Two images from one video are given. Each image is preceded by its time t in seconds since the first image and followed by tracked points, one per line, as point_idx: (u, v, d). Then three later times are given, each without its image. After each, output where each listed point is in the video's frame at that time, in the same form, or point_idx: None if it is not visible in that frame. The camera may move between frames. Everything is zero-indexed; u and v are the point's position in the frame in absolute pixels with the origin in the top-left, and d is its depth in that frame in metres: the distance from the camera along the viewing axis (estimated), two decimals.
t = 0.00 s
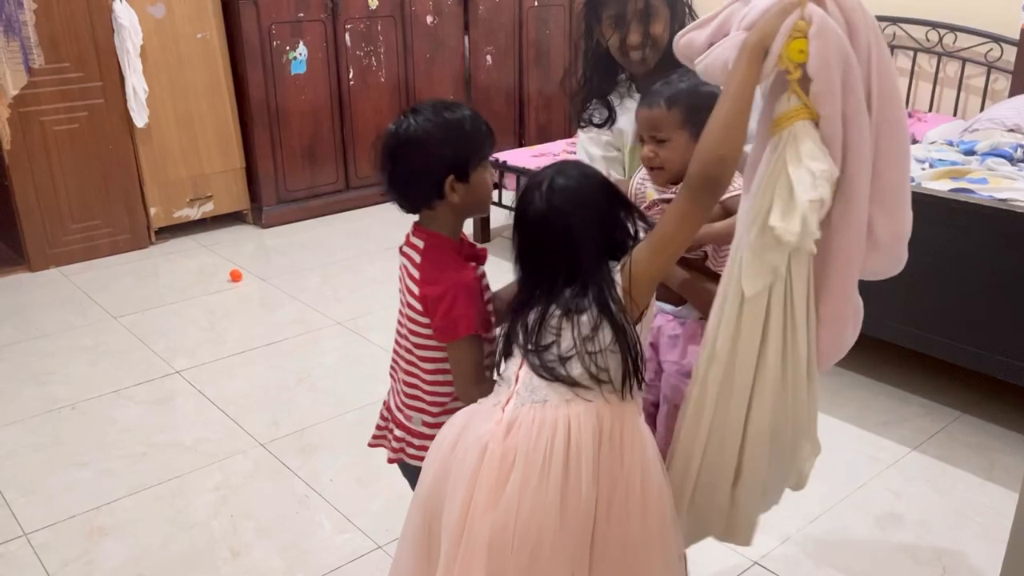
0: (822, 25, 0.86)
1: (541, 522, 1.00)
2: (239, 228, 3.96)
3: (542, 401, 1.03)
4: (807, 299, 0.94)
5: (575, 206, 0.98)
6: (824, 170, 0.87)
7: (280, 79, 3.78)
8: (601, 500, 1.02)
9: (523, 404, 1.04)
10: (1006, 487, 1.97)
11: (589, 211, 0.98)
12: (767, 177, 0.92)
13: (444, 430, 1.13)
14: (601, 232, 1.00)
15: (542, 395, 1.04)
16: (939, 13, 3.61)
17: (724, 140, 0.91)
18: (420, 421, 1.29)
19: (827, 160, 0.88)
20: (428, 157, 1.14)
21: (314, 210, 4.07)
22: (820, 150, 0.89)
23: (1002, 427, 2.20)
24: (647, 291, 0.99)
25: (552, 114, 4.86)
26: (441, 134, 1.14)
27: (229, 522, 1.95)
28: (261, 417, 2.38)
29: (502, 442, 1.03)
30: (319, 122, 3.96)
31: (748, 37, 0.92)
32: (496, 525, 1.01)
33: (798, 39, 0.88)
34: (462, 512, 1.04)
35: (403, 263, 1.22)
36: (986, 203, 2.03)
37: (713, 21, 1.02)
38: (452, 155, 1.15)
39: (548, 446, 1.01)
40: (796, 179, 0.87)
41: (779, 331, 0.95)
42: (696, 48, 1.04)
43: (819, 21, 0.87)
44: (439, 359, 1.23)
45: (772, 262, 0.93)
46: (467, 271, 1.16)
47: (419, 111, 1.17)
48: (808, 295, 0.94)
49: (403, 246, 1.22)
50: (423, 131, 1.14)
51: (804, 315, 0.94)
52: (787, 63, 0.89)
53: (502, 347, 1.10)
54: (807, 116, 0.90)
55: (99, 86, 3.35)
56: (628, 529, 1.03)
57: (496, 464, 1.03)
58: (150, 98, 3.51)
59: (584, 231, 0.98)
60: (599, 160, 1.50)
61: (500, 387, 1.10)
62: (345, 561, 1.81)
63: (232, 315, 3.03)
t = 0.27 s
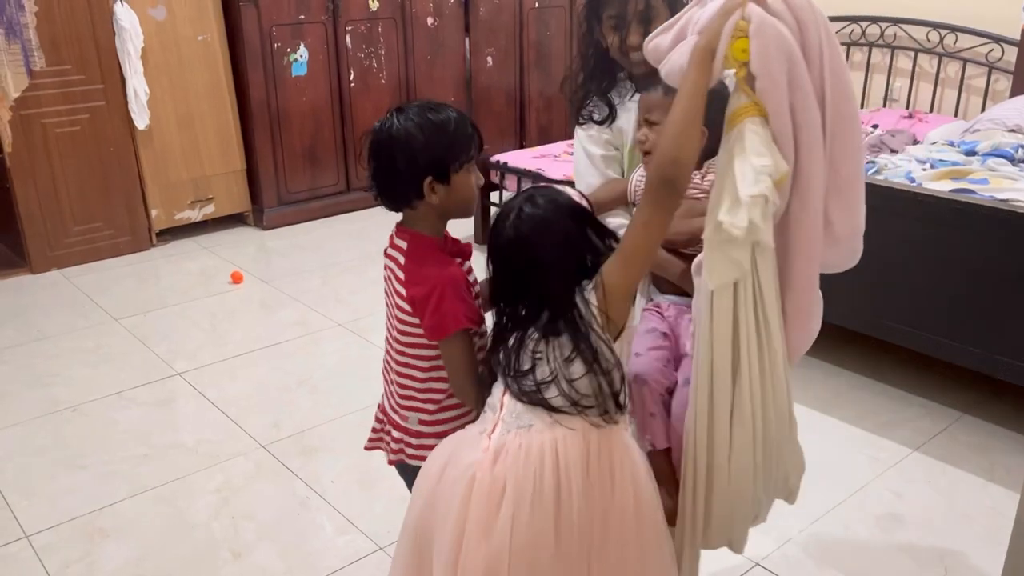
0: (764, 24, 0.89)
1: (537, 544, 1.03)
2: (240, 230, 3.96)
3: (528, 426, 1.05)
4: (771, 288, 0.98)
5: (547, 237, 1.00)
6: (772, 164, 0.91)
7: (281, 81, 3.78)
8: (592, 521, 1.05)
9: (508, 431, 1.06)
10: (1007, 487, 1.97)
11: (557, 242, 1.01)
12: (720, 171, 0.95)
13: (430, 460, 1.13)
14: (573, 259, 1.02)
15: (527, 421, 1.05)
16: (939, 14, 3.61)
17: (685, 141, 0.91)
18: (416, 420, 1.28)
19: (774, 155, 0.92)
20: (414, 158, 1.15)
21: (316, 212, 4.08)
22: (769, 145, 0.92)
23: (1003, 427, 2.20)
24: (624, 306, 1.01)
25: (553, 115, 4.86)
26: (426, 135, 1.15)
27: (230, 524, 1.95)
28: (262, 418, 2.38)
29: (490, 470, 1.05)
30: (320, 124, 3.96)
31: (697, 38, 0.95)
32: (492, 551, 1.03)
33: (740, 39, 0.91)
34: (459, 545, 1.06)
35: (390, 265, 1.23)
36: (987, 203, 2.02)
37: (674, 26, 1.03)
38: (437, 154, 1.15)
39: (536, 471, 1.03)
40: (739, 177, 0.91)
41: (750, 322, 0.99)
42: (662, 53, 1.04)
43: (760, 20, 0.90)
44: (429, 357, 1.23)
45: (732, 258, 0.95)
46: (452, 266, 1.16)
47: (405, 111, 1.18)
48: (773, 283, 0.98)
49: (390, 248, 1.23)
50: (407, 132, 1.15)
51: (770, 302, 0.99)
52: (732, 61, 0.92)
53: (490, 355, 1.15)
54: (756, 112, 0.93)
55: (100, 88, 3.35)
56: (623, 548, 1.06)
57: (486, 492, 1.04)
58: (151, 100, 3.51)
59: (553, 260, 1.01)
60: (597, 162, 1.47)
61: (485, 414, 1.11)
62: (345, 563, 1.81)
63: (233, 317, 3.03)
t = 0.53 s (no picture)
0: (763, 27, 0.90)
1: (509, 552, 1.06)
2: (239, 232, 3.96)
3: (501, 434, 1.09)
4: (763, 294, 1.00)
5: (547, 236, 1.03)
6: (763, 174, 0.92)
7: (281, 83, 3.78)
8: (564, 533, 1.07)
9: (482, 440, 1.10)
10: (1007, 487, 1.97)
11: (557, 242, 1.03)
12: (717, 173, 0.97)
13: (417, 462, 1.20)
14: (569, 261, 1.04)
15: (497, 431, 1.09)
16: (938, 14, 3.61)
17: (677, 146, 0.93)
18: (428, 428, 1.31)
19: (767, 165, 0.93)
20: (418, 159, 1.15)
21: (315, 214, 4.08)
22: (764, 154, 0.93)
23: (1002, 427, 2.20)
24: (597, 325, 1.03)
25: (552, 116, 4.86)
26: (433, 137, 1.15)
27: (230, 525, 1.95)
28: (262, 420, 2.38)
29: (460, 478, 1.09)
30: (320, 125, 3.96)
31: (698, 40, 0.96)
32: (464, 558, 1.07)
33: (740, 42, 0.92)
34: (433, 552, 1.10)
35: (392, 272, 1.24)
36: (987, 203, 2.02)
37: (672, 31, 1.05)
38: (442, 157, 1.16)
39: (505, 479, 1.06)
40: (729, 185, 0.93)
41: (741, 324, 1.01)
42: (661, 57, 1.06)
43: (763, 22, 0.91)
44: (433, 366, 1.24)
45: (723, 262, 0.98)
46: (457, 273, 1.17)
47: (408, 111, 1.18)
48: (765, 288, 1.00)
49: (392, 256, 1.23)
50: (411, 132, 1.15)
51: (763, 307, 1.00)
52: (732, 66, 0.93)
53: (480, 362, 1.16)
54: (754, 117, 0.94)
55: (100, 89, 3.35)
56: (596, 559, 1.08)
57: (457, 501, 1.08)
58: (151, 101, 3.51)
59: (548, 259, 1.03)
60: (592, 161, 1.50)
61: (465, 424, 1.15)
62: (345, 565, 1.81)
63: (232, 318, 3.03)
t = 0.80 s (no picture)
0: (778, 32, 0.90)
1: (502, 557, 1.07)
2: (237, 233, 3.95)
3: (504, 441, 1.10)
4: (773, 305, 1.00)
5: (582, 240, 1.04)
6: (775, 185, 0.93)
7: (278, 85, 3.78)
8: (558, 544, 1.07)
9: (485, 445, 1.11)
10: (1006, 488, 1.97)
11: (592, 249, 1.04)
12: (728, 182, 0.98)
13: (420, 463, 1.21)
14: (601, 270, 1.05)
15: (501, 438, 1.10)
16: (936, 14, 3.62)
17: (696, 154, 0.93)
18: (429, 431, 1.31)
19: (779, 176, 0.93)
20: (419, 161, 1.15)
21: (313, 215, 4.07)
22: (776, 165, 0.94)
23: (1001, 427, 2.20)
24: (601, 338, 1.03)
25: (550, 117, 4.86)
26: (431, 140, 1.15)
27: (229, 527, 1.94)
28: (260, 422, 2.38)
29: (461, 482, 1.11)
30: (318, 126, 3.96)
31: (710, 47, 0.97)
32: (459, 560, 1.08)
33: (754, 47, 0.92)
34: (429, 552, 1.12)
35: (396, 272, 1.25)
36: (984, 203, 2.03)
37: (685, 39, 1.05)
38: (443, 161, 1.16)
39: (505, 486, 1.07)
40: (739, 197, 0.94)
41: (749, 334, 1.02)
42: (673, 65, 1.07)
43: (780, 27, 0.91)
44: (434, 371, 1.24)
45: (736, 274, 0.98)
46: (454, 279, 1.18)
47: (412, 114, 1.19)
48: (775, 299, 1.00)
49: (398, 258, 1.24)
50: (412, 135, 1.16)
51: (772, 318, 1.01)
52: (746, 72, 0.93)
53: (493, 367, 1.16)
54: (768, 126, 0.94)
55: (97, 91, 3.35)
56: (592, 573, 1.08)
57: (456, 505, 1.10)
58: (148, 103, 3.51)
59: (566, 262, 1.05)
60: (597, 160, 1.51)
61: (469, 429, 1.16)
62: (343, 567, 1.81)
63: (231, 320, 3.03)
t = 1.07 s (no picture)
0: (768, 37, 0.91)
1: (480, 556, 1.08)
2: (233, 235, 3.95)
3: (495, 442, 1.12)
4: (764, 314, 1.00)
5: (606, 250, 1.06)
6: (763, 195, 0.93)
7: (274, 86, 3.77)
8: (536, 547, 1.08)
9: (477, 444, 1.14)
10: (1001, 487, 1.97)
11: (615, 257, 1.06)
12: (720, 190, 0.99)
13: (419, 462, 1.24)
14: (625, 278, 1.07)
15: (492, 439, 1.12)
16: (931, 14, 3.63)
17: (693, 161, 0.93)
18: (426, 430, 1.30)
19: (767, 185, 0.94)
20: (426, 162, 1.16)
21: (309, 216, 4.07)
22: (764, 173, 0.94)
23: (996, 426, 2.20)
24: (600, 347, 1.03)
25: (547, 118, 4.85)
26: (436, 142, 1.16)
27: (225, 529, 1.94)
28: (256, 423, 2.38)
29: (450, 477, 1.13)
30: (314, 126, 3.96)
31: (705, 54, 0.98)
32: (440, 553, 1.11)
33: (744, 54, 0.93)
34: (414, 543, 1.15)
35: (397, 271, 1.26)
36: (978, 203, 2.03)
37: (689, 44, 1.06)
38: (447, 161, 1.17)
39: (491, 487, 1.09)
40: (726, 206, 0.95)
41: (740, 346, 1.03)
42: (677, 71, 1.07)
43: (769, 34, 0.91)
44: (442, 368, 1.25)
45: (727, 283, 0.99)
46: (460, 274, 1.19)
47: (414, 114, 1.20)
48: (768, 308, 1.00)
49: (398, 257, 1.25)
50: (415, 136, 1.17)
51: (764, 327, 1.01)
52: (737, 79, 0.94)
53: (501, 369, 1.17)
54: (758, 133, 0.95)
55: (92, 92, 3.34)
56: None
57: (444, 497, 1.13)
58: (143, 104, 3.50)
59: (584, 271, 1.08)
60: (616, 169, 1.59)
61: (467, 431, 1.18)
62: (340, 568, 1.81)
63: (226, 321, 3.03)
